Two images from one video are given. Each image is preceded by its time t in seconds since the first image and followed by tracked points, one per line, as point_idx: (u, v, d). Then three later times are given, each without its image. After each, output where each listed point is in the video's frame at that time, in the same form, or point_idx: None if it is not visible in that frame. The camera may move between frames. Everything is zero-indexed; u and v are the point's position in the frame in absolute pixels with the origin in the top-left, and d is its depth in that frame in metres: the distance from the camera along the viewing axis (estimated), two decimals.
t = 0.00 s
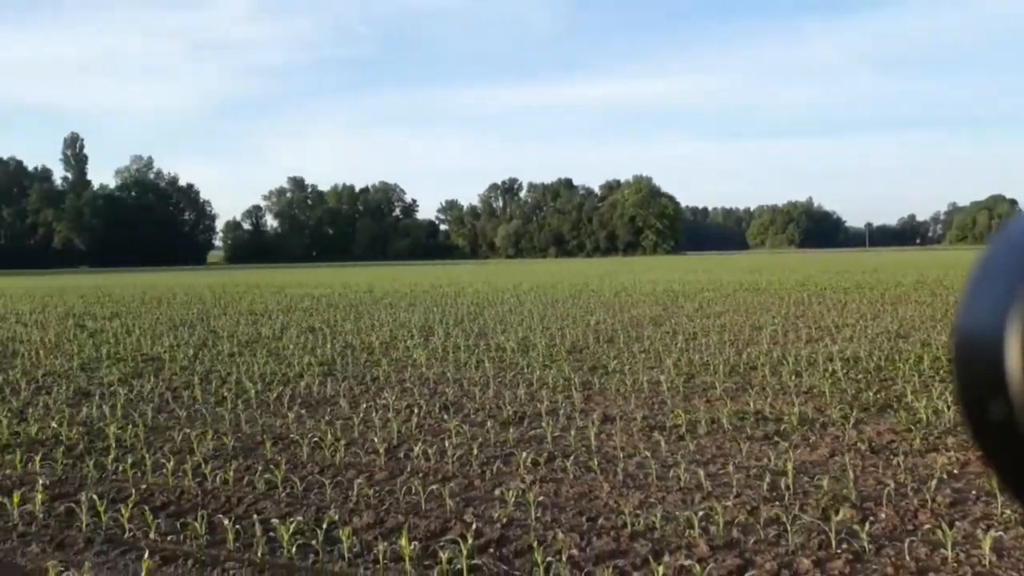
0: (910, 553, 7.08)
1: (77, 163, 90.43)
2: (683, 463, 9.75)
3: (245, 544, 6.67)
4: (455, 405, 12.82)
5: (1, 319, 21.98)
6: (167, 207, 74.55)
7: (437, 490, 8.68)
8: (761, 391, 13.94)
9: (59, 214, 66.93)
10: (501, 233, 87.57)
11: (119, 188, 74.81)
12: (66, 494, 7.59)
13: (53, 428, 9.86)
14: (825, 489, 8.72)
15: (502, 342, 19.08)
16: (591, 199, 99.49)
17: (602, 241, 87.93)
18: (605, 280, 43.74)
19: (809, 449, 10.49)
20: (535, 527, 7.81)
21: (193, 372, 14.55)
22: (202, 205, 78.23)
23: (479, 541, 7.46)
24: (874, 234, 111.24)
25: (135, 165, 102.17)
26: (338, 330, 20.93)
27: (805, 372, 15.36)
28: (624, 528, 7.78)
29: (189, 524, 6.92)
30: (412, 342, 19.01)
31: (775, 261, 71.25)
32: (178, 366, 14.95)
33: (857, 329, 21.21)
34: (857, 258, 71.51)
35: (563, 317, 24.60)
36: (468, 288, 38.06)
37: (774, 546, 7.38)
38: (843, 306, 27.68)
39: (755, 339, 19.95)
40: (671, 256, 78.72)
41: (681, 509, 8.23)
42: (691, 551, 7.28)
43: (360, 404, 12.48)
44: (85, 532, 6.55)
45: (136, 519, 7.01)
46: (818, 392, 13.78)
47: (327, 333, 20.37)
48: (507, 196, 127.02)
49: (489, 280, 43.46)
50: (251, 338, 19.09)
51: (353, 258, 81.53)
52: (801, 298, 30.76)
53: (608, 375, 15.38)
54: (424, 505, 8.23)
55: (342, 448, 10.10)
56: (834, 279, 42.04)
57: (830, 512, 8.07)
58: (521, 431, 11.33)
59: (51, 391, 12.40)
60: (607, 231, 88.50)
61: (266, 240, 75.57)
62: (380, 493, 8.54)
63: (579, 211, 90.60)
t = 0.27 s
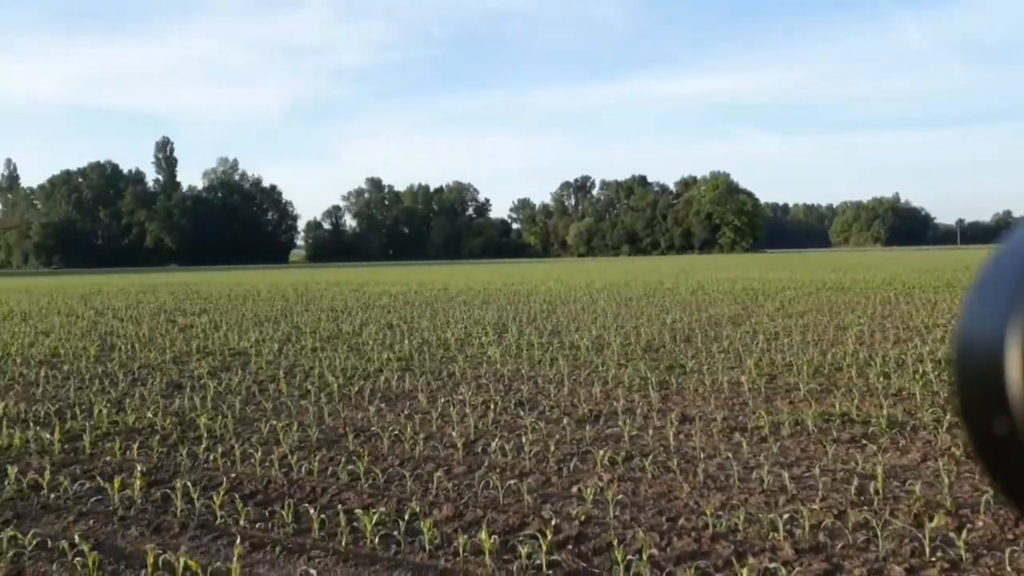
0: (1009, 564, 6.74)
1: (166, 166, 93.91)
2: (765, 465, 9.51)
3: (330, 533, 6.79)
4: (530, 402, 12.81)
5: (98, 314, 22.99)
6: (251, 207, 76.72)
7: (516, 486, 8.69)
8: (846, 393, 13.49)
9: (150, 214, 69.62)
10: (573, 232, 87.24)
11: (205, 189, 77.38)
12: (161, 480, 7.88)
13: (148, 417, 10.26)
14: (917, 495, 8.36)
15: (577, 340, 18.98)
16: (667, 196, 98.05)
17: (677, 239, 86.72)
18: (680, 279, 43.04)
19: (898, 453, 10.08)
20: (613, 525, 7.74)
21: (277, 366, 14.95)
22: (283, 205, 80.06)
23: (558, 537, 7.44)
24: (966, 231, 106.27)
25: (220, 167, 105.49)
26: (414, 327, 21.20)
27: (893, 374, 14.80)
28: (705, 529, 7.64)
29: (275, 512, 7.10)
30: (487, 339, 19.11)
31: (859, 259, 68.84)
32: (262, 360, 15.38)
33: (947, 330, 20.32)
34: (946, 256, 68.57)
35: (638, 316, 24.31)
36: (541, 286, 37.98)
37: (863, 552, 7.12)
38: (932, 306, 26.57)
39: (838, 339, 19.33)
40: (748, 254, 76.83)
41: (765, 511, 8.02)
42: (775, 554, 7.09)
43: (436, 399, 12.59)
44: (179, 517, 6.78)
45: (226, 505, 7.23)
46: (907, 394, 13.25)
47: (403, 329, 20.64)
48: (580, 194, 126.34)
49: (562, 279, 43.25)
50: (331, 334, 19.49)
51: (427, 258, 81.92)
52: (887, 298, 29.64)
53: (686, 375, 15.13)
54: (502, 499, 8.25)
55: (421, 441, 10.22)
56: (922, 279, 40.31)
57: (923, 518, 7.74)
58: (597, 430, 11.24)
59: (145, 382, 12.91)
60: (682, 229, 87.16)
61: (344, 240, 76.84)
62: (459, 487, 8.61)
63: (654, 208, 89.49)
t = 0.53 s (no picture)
0: None
1: (239, 167, 96.40)
2: (840, 468, 9.24)
3: (399, 527, 6.86)
4: (596, 401, 12.74)
5: (176, 310, 23.74)
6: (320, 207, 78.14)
7: (582, 485, 8.64)
8: (923, 395, 13.03)
9: (224, 214, 71.54)
10: (637, 229, 86.81)
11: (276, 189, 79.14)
12: (237, 472, 8.09)
13: (224, 410, 10.55)
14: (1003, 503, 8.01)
15: (642, 339, 18.80)
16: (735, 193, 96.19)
17: (745, 236, 84.95)
18: (749, 277, 42.20)
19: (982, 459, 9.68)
20: (682, 527, 7.62)
21: (347, 362, 15.19)
22: (350, 204, 81.24)
23: (625, 537, 7.37)
24: None
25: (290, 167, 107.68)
26: (478, 325, 21.31)
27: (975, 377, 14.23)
28: (777, 532, 7.46)
29: (346, 505, 7.21)
30: (551, 337, 19.07)
31: (937, 256, 66.22)
32: (331, 356, 15.66)
33: None
34: None
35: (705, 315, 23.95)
36: (606, 284, 37.74)
37: (945, 560, 6.86)
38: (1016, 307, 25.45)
39: (915, 340, 18.69)
40: (819, 251, 74.62)
41: (840, 516, 7.79)
42: (851, 560, 6.89)
43: (501, 397, 12.61)
44: (255, 508, 6.95)
45: (299, 496, 7.38)
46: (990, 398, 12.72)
47: (468, 326, 20.78)
48: (645, 191, 125.01)
49: (627, 277, 42.80)
50: (397, 331, 19.72)
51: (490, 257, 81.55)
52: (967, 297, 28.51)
53: (755, 375, 14.84)
54: (569, 498, 8.21)
55: (487, 439, 10.25)
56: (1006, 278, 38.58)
57: (1009, 527, 7.41)
58: (664, 430, 11.10)
59: (220, 377, 13.28)
60: (750, 226, 85.10)
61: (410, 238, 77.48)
62: (525, 484, 8.61)
63: (721, 206, 87.89)
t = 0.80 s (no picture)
0: None
1: (304, 168, 98.31)
2: (912, 473, 8.98)
3: (463, 522, 6.93)
4: (658, 400, 12.63)
5: (244, 307, 24.35)
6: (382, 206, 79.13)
7: (645, 484, 8.58)
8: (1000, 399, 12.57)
9: (291, 214, 73.08)
10: (698, 226, 85.83)
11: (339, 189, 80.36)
12: (307, 464, 8.27)
13: (293, 404, 10.82)
14: None
15: (704, 338, 18.56)
16: (800, 189, 94.04)
17: (810, 234, 82.66)
18: (814, 275, 41.21)
19: None
20: (747, 528, 7.51)
21: (410, 358, 15.40)
22: (412, 204, 82.03)
23: (688, 537, 7.30)
24: None
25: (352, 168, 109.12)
26: (538, 323, 21.34)
27: None
28: (846, 536, 7.30)
29: (412, 499, 7.31)
30: (611, 336, 18.98)
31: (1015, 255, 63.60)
32: (394, 351, 15.87)
33: None
34: None
35: (768, 314, 23.51)
36: (666, 282, 37.36)
37: None
38: None
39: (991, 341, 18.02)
40: (887, 249, 72.33)
41: (913, 522, 7.57)
42: (924, 566, 6.69)
43: (562, 395, 12.60)
44: (323, 500, 7.11)
45: (366, 489, 7.50)
46: None
47: (528, 324, 20.83)
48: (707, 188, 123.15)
49: (688, 276, 42.21)
50: (458, 328, 19.86)
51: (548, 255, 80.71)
52: None
53: (821, 376, 14.52)
54: (631, 497, 8.16)
55: (548, 436, 10.25)
56: None
57: None
58: (728, 430, 10.95)
59: (288, 372, 13.60)
60: (817, 223, 82.49)
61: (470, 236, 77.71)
62: (587, 482, 8.59)
63: (786, 201, 85.73)
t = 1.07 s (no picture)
0: None
1: (368, 167, 99.68)
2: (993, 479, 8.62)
3: (528, 518, 6.91)
4: (724, 401, 12.41)
5: (310, 304, 24.81)
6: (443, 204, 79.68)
7: (712, 485, 8.42)
8: None
9: (354, 213, 74.21)
10: (764, 223, 84.67)
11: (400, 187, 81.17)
12: (374, 458, 8.37)
13: (359, 399, 10.99)
14: None
15: (771, 338, 18.17)
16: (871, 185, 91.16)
17: (881, 231, 79.28)
18: (886, 274, 39.89)
19: None
20: (818, 532, 7.32)
21: (471, 355, 15.50)
22: (472, 202, 82.41)
23: (757, 540, 7.14)
24: None
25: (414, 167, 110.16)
26: (600, 321, 21.19)
27: None
28: (923, 543, 7.05)
29: (477, 494, 7.33)
30: (675, 335, 18.73)
31: None
32: (457, 348, 15.94)
33: None
34: None
35: (838, 314, 22.87)
36: (731, 281, 36.67)
37: None
38: None
39: None
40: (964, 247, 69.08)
41: (995, 529, 7.26)
42: None
43: (625, 394, 12.47)
44: (390, 494, 7.18)
45: (432, 483, 7.55)
46: None
47: (590, 323, 20.70)
48: (773, 184, 120.53)
49: (754, 274, 41.33)
50: (520, 326, 19.87)
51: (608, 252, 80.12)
52: None
53: (894, 378, 14.07)
54: (698, 498, 8.02)
55: (612, 436, 10.16)
56: None
57: None
58: (797, 433, 10.69)
59: (353, 368, 13.79)
60: (888, 219, 79.11)
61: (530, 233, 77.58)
62: (653, 482, 8.47)
63: (855, 197, 83.16)
